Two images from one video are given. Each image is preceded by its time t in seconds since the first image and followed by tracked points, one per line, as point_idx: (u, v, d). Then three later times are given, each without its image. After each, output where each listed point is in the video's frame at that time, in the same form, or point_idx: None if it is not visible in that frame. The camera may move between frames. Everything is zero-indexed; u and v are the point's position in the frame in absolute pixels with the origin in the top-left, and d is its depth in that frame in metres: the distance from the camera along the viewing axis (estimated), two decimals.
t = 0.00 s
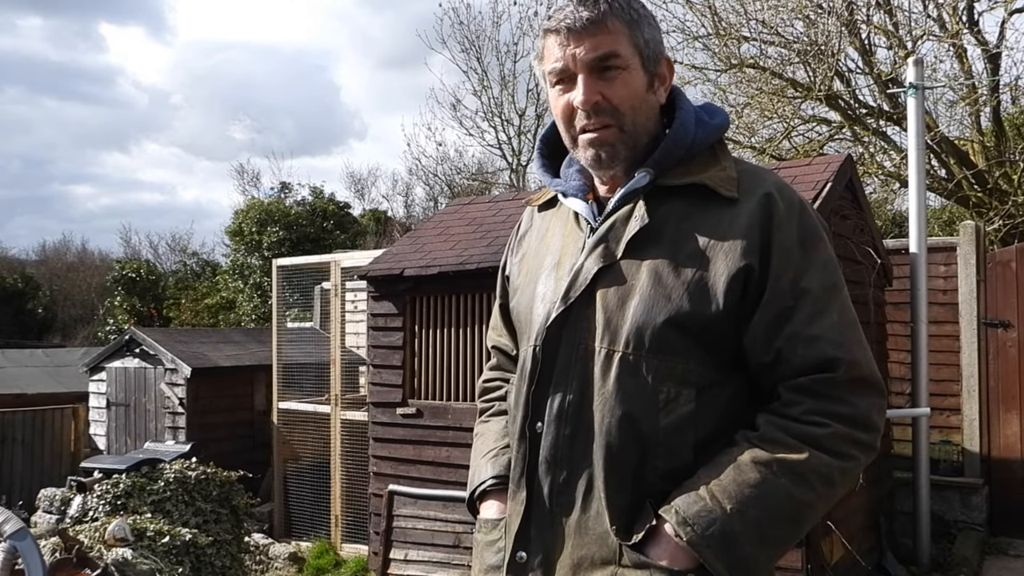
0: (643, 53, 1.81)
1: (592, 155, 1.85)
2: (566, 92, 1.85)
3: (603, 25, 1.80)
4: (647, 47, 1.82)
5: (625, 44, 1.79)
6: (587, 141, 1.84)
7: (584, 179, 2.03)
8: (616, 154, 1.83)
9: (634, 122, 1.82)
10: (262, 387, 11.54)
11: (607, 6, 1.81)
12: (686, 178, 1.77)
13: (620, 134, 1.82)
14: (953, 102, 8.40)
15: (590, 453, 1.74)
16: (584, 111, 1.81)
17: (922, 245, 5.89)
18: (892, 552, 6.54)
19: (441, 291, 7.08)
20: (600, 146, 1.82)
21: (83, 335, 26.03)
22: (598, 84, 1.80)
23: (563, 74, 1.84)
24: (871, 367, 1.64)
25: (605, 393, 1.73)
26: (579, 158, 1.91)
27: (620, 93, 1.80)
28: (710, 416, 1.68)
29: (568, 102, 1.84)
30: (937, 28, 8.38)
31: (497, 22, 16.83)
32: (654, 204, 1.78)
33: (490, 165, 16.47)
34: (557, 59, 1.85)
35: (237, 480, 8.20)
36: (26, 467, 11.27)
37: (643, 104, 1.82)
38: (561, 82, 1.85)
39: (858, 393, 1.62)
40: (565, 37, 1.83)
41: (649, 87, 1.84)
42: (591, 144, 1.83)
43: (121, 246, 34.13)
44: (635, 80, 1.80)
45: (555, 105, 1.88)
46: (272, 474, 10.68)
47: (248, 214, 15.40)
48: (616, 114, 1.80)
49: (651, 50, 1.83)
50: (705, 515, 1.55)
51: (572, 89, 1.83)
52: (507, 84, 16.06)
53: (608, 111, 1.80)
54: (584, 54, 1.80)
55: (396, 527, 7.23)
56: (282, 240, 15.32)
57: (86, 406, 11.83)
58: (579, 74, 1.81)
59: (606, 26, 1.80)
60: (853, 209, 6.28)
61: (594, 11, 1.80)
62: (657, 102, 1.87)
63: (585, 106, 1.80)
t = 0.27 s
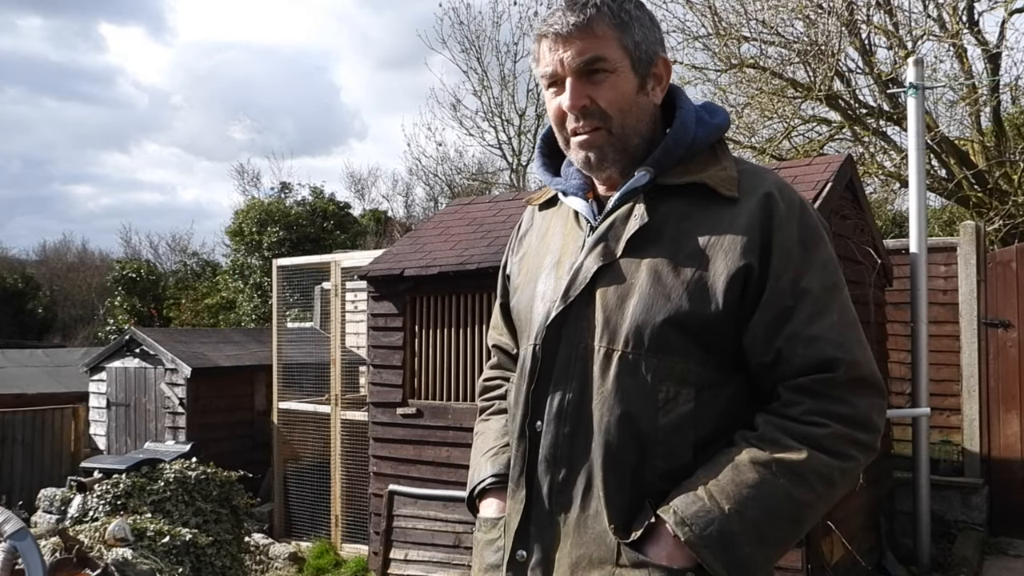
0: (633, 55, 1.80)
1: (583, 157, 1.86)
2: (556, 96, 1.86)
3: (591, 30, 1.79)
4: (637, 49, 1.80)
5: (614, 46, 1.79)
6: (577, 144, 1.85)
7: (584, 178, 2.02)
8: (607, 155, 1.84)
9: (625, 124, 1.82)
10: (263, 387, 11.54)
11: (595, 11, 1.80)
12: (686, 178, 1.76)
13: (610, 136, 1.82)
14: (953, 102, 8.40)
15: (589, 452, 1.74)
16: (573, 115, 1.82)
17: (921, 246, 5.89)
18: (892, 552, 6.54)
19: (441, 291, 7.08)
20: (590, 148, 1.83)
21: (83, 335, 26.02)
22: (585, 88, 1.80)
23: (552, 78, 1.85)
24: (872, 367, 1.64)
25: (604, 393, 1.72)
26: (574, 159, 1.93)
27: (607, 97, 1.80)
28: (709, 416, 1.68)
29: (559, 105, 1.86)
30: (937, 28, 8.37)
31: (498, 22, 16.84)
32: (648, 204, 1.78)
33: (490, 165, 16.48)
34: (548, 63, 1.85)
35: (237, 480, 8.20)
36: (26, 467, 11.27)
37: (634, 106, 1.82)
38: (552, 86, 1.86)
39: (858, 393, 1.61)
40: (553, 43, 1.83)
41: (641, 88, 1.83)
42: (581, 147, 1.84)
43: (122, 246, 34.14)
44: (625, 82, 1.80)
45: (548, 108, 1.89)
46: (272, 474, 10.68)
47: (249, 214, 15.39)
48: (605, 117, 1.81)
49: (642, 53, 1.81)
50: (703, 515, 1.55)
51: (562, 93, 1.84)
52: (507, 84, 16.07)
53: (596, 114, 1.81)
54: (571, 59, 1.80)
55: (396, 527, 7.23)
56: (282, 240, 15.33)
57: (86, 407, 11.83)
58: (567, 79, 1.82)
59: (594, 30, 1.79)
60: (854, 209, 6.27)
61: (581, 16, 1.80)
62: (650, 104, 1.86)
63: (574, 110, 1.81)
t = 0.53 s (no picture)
0: (635, 52, 1.81)
1: (589, 154, 1.85)
2: (561, 96, 1.86)
3: (594, 27, 1.80)
4: (639, 46, 1.81)
5: (617, 43, 1.79)
6: (583, 141, 1.84)
7: (585, 173, 2.01)
8: (613, 151, 1.83)
9: (630, 119, 1.82)
10: (263, 387, 11.55)
11: (597, 9, 1.81)
12: (685, 167, 1.76)
13: (615, 132, 1.82)
14: (953, 102, 8.39)
15: (591, 443, 1.74)
16: (578, 112, 1.82)
17: (921, 245, 5.89)
18: (892, 552, 6.54)
19: (442, 291, 7.08)
20: (596, 144, 1.83)
21: (83, 335, 26.00)
22: (591, 85, 1.80)
23: (556, 77, 1.84)
24: (874, 348, 1.64)
25: (605, 383, 1.72)
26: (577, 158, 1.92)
27: (613, 93, 1.80)
28: (711, 403, 1.68)
29: (563, 105, 1.85)
30: (937, 28, 8.37)
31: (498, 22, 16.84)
32: (650, 196, 1.78)
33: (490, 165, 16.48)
34: (551, 63, 1.85)
35: (237, 480, 8.20)
36: (26, 467, 11.26)
37: (638, 102, 1.82)
38: (556, 85, 1.86)
39: (861, 375, 1.62)
40: (557, 42, 1.83)
41: (643, 84, 1.83)
42: (586, 143, 1.84)
43: (122, 246, 34.14)
44: (629, 78, 1.81)
45: (552, 108, 1.89)
46: (272, 474, 10.68)
47: (249, 214, 15.39)
48: (611, 113, 1.81)
49: (644, 48, 1.82)
50: (706, 499, 1.55)
51: (566, 91, 1.84)
52: (507, 84, 16.07)
53: (602, 111, 1.80)
54: (576, 57, 1.80)
55: (396, 527, 7.23)
56: (282, 240, 15.33)
57: (86, 407, 11.83)
58: (572, 77, 1.82)
59: (597, 27, 1.80)
60: (854, 209, 6.27)
61: (583, 14, 1.81)
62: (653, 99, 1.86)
63: (580, 107, 1.81)
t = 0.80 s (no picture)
0: (647, 53, 1.82)
1: (595, 152, 1.85)
2: (571, 92, 1.85)
3: (609, 25, 1.80)
4: (652, 47, 1.83)
5: (631, 43, 1.80)
6: (591, 138, 1.84)
7: (585, 172, 2.01)
8: (620, 150, 1.82)
9: (639, 119, 1.82)
10: (263, 387, 11.55)
11: (613, 7, 1.82)
12: (681, 163, 1.77)
13: (624, 130, 1.82)
14: (953, 102, 8.39)
15: (592, 444, 1.74)
16: (589, 108, 1.81)
17: (921, 245, 5.89)
18: (892, 552, 6.54)
19: (441, 291, 7.08)
20: (604, 143, 1.82)
21: (83, 335, 26.00)
22: (604, 83, 1.80)
23: (568, 73, 1.84)
24: (873, 342, 1.64)
25: (606, 382, 1.73)
26: (581, 156, 1.91)
27: (625, 92, 1.81)
28: (712, 401, 1.68)
29: (573, 101, 1.85)
30: (937, 29, 8.37)
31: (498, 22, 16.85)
32: (652, 196, 1.79)
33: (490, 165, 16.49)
34: (562, 59, 1.85)
35: (238, 480, 8.20)
36: (26, 467, 11.27)
37: (647, 103, 1.83)
38: (566, 82, 1.85)
39: (860, 368, 1.62)
40: (571, 38, 1.83)
41: (652, 86, 1.85)
42: (595, 141, 1.83)
43: (122, 246, 34.17)
44: (640, 79, 1.82)
45: (561, 104, 1.88)
46: (272, 474, 10.69)
47: (249, 214, 15.39)
48: (621, 111, 1.81)
49: (656, 51, 1.84)
50: (708, 497, 1.55)
51: (578, 88, 1.84)
52: (507, 83, 16.08)
53: (613, 109, 1.81)
54: (590, 53, 1.80)
55: (396, 527, 7.23)
56: (282, 240, 15.33)
57: (87, 407, 11.83)
58: (585, 73, 1.81)
59: (612, 26, 1.80)
60: (854, 209, 6.27)
61: (599, 11, 1.81)
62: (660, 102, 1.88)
63: (591, 104, 1.81)
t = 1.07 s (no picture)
0: (642, 55, 1.81)
1: (590, 155, 1.85)
2: (565, 95, 1.85)
3: (603, 28, 1.79)
4: (647, 49, 1.81)
5: (626, 45, 1.79)
6: (585, 142, 1.85)
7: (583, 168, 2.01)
8: (614, 153, 1.83)
9: (633, 122, 1.82)
10: (263, 387, 11.55)
11: (607, 9, 1.80)
12: (678, 154, 1.77)
13: (618, 134, 1.82)
14: (953, 103, 8.39)
15: (594, 441, 1.74)
16: (583, 113, 1.82)
17: (922, 245, 5.88)
18: (892, 552, 6.54)
19: (441, 291, 7.08)
20: (599, 146, 1.83)
21: (83, 335, 26.00)
22: (598, 88, 1.80)
23: (562, 77, 1.84)
24: (874, 335, 1.64)
25: (606, 378, 1.72)
26: (577, 157, 1.92)
27: (619, 96, 1.80)
28: (713, 396, 1.68)
29: (567, 104, 1.85)
30: (937, 29, 8.37)
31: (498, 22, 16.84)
32: (649, 192, 1.79)
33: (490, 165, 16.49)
34: (556, 62, 1.84)
35: (238, 480, 8.20)
36: (26, 467, 11.26)
37: (642, 105, 1.83)
38: (560, 85, 1.85)
39: (861, 362, 1.62)
40: (564, 41, 1.82)
41: (647, 86, 1.84)
42: (590, 144, 1.84)
43: (123, 246, 34.19)
44: (634, 81, 1.81)
45: (555, 108, 1.88)
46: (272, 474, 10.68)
47: (249, 214, 15.38)
48: (615, 115, 1.81)
49: (651, 53, 1.83)
50: (712, 494, 1.55)
51: (572, 92, 1.84)
52: (507, 84, 16.08)
53: (606, 113, 1.81)
54: (584, 57, 1.80)
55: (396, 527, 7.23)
56: (282, 240, 15.33)
57: (87, 407, 11.83)
58: (579, 78, 1.81)
59: (607, 29, 1.79)
60: (854, 209, 6.27)
61: (593, 15, 1.80)
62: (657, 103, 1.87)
63: (585, 109, 1.81)
